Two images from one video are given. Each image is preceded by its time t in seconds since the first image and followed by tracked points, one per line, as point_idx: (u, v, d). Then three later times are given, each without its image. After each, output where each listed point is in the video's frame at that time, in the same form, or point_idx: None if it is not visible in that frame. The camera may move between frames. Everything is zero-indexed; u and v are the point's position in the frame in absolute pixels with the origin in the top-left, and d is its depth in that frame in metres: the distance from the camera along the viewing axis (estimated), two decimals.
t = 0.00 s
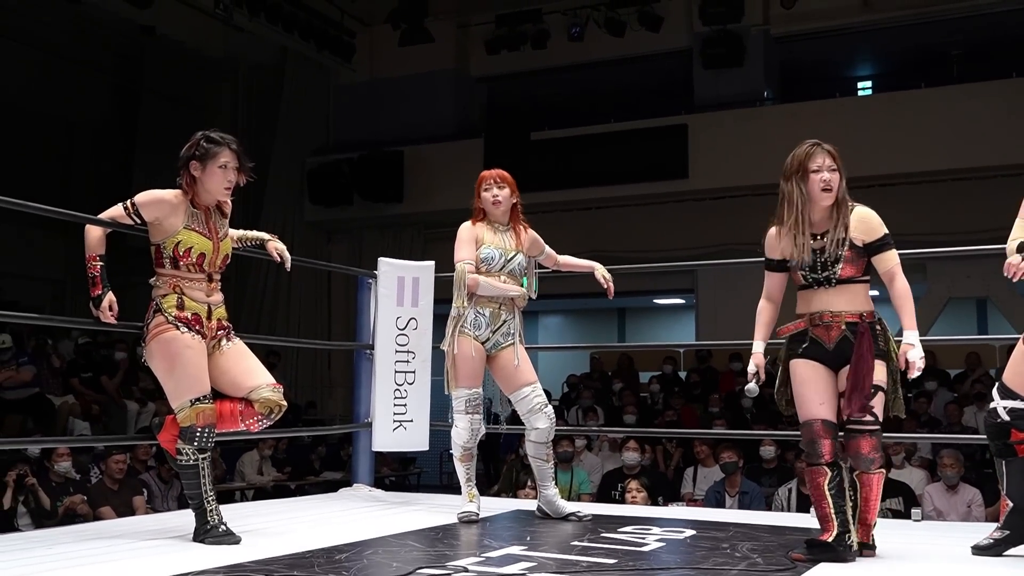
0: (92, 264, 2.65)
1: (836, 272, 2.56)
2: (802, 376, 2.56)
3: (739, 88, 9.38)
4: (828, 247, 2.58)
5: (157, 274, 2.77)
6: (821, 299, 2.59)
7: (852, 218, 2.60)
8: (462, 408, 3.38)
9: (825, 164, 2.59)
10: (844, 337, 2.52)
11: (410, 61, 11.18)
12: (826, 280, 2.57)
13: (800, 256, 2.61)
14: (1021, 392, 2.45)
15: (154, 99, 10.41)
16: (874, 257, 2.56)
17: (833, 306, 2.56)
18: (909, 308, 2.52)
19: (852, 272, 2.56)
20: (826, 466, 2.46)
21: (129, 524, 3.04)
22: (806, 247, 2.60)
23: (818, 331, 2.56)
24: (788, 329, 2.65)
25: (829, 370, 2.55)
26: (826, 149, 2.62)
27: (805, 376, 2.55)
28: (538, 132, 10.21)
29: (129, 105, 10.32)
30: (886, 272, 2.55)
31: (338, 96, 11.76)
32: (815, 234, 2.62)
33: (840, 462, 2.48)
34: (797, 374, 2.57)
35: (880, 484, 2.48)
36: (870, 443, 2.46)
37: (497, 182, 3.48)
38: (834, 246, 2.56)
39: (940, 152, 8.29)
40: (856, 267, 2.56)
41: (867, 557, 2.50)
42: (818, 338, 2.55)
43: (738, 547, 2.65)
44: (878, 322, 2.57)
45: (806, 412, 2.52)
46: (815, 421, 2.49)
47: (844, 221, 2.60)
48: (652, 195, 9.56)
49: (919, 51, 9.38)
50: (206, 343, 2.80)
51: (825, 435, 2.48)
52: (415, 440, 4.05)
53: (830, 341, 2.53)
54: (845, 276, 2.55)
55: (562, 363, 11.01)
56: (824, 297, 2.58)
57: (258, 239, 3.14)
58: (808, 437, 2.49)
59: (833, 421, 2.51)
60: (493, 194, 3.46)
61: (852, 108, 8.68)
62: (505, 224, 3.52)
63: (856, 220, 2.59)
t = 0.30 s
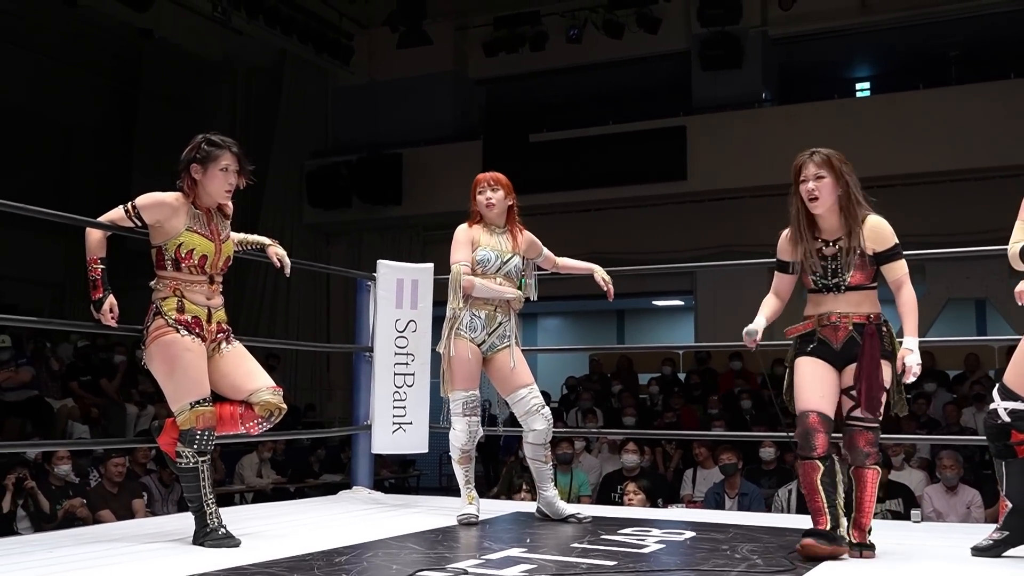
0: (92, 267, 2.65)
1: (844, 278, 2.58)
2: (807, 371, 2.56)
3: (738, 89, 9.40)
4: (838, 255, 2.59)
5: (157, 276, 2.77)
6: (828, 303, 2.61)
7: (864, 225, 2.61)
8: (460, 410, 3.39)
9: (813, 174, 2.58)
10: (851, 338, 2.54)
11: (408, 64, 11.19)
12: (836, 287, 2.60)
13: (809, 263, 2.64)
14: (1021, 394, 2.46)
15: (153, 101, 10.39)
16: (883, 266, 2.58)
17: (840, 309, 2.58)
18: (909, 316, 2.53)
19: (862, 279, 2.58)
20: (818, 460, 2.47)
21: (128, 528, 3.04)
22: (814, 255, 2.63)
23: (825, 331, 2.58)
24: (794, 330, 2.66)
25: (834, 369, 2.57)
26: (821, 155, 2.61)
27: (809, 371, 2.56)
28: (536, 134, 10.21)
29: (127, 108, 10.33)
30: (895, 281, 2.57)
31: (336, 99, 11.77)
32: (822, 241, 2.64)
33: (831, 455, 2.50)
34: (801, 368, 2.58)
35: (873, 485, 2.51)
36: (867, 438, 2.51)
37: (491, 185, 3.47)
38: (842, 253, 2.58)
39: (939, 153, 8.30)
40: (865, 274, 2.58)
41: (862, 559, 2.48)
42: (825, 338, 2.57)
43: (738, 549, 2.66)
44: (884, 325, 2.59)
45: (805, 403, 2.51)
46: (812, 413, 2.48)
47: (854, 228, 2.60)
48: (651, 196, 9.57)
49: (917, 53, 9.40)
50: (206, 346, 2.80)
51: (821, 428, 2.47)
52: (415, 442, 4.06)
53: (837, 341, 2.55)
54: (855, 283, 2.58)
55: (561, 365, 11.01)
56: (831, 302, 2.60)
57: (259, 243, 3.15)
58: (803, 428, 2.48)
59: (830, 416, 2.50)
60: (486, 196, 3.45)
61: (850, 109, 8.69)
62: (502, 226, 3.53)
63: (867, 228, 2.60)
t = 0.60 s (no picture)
0: (92, 268, 2.64)
1: (833, 274, 2.62)
2: (797, 372, 2.64)
3: (738, 91, 9.40)
4: (828, 252, 2.64)
5: (157, 278, 2.77)
6: (821, 300, 2.66)
7: (854, 222, 2.63)
8: (458, 411, 3.38)
9: (793, 178, 2.68)
10: (840, 337, 2.58)
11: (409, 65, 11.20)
12: (827, 282, 2.65)
13: (802, 261, 2.71)
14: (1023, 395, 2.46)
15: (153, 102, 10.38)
16: (875, 261, 2.58)
17: (832, 308, 2.62)
18: (906, 315, 2.52)
19: (853, 274, 2.61)
20: (791, 461, 2.62)
21: (129, 528, 3.04)
22: (806, 253, 2.70)
23: (817, 331, 2.64)
24: (788, 328, 2.77)
25: (824, 370, 2.63)
26: (803, 158, 2.69)
27: (798, 373, 2.63)
28: (537, 135, 10.22)
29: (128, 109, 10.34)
30: (886, 277, 2.56)
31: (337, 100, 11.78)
32: (814, 239, 2.71)
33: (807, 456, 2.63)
34: (791, 370, 2.66)
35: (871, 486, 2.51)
36: (860, 437, 2.53)
37: (490, 186, 3.45)
38: (831, 250, 2.63)
39: (940, 155, 8.30)
40: (857, 269, 2.60)
41: (862, 561, 2.46)
42: (816, 337, 2.63)
43: (738, 549, 2.66)
44: (879, 324, 2.61)
45: (789, 405, 2.62)
46: (793, 416, 2.59)
47: (844, 225, 2.63)
48: (652, 197, 9.57)
49: (918, 54, 9.40)
50: (207, 347, 2.80)
51: (801, 434, 2.59)
52: (415, 443, 4.06)
53: (827, 340, 2.60)
54: (845, 279, 2.61)
55: (561, 366, 11.01)
56: (825, 300, 2.65)
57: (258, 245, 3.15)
58: (784, 430, 2.60)
59: (813, 419, 2.61)
60: (484, 198, 3.45)
61: (851, 110, 8.69)
62: (501, 228, 3.53)
63: (857, 225, 2.62)
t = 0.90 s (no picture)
0: (98, 270, 2.64)
1: (807, 275, 2.65)
2: (781, 379, 2.68)
3: (745, 93, 9.38)
4: (803, 254, 2.66)
5: (163, 280, 2.76)
6: (797, 301, 2.69)
7: (829, 224, 2.61)
8: (462, 414, 3.37)
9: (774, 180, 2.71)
10: (815, 340, 2.59)
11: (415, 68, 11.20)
12: (802, 283, 2.67)
13: (783, 263, 2.75)
14: None
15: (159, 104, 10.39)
16: (847, 261, 2.55)
17: (808, 310, 2.63)
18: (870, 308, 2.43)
19: (827, 276, 2.61)
20: (789, 465, 2.65)
21: (133, 531, 3.03)
22: (786, 255, 2.73)
23: (794, 334, 2.65)
24: (769, 330, 2.82)
25: (804, 370, 2.66)
26: (785, 161, 2.70)
27: (782, 379, 2.68)
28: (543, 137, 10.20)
29: (134, 111, 10.36)
30: (856, 274, 2.50)
31: (343, 103, 11.79)
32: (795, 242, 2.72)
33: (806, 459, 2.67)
34: (776, 377, 2.71)
35: (870, 483, 2.49)
36: (852, 438, 2.51)
37: (494, 189, 3.44)
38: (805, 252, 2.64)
39: (948, 156, 8.26)
40: (830, 271, 2.60)
41: (871, 565, 2.44)
42: (792, 340, 2.65)
43: (746, 553, 2.63)
44: (856, 325, 2.59)
45: (779, 414, 2.68)
46: (784, 422, 2.65)
47: (819, 227, 2.63)
48: (658, 199, 9.54)
49: (926, 55, 9.36)
50: (212, 350, 2.79)
51: (794, 439, 2.64)
52: (421, 446, 4.05)
53: (802, 343, 2.62)
54: (818, 280, 2.63)
55: (568, 368, 10.98)
56: (801, 301, 2.68)
57: (264, 247, 3.14)
58: (777, 437, 2.66)
59: (806, 424, 2.66)
60: (488, 201, 3.43)
61: (858, 112, 8.65)
62: (505, 231, 3.52)
63: (830, 226, 2.60)
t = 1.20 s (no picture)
0: (117, 267, 2.65)
1: (801, 276, 2.68)
2: (776, 377, 2.67)
3: (763, 88, 9.32)
4: (797, 255, 2.69)
5: (182, 277, 2.77)
6: (792, 301, 2.72)
7: (821, 225, 2.64)
8: (479, 411, 3.37)
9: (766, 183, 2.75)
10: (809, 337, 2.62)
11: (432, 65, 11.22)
12: (797, 284, 2.71)
13: (778, 264, 2.77)
14: None
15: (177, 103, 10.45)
16: (839, 261, 2.57)
17: (804, 308, 2.66)
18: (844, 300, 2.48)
19: (821, 276, 2.65)
20: (798, 463, 2.66)
21: (152, 527, 3.05)
22: (781, 256, 2.77)
23: (788, 332, 2.67)
24: (762, 330, 2.87)
25: (800, 369, 2.65)
26: (776, 163, 2.74)
27: (779, 379, 2.66)
28: (560, 134, 10.19)
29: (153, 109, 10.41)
30: (846, 275, 2.53)
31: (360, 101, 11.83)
32: (789, 243, 2.76)
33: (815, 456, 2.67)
34: (773, 377, 2.70)
35: (869, 472, 2.50)
36: (846, 430, 2.49)
37: (510, 187, 3.43)
38: (798, 254, 2.68)
39: (970, 151, 8.17)
40: (824, 272, 2.64)
41: (886, 559, 2.44)
42: (787, 338, 2.67)
43: (766, 551, 2.61)
44: (850, 324, 2.60)
45: (781, 414, 2.68)
46: (787, 422, 2.66)
47: (811, 229, 2.67)
48: (675, 196, 9.50)
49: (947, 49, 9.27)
50: (230, 346, 2.80)
51: (800, 437, 2.64)
52: (438, 443, 4.05)
53: (796, 340, 2.64)
54: (813, 280, 2.66)
55: (585, 366, 10.96)
56: (796, 300, 2.71)
57: (281, 244, 3.15)
58: (783, 437, 2.66)
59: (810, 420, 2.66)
60: (504, 200, 3.43)
61: (878, 107, 8.57)
62: (522, 228, 3.51)
63: (821, 227, 2.63)
